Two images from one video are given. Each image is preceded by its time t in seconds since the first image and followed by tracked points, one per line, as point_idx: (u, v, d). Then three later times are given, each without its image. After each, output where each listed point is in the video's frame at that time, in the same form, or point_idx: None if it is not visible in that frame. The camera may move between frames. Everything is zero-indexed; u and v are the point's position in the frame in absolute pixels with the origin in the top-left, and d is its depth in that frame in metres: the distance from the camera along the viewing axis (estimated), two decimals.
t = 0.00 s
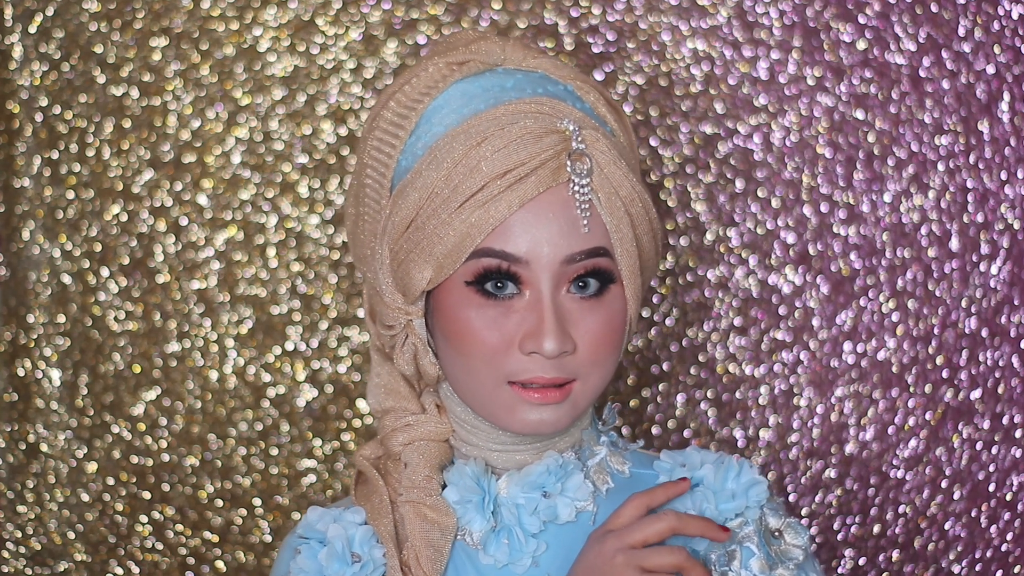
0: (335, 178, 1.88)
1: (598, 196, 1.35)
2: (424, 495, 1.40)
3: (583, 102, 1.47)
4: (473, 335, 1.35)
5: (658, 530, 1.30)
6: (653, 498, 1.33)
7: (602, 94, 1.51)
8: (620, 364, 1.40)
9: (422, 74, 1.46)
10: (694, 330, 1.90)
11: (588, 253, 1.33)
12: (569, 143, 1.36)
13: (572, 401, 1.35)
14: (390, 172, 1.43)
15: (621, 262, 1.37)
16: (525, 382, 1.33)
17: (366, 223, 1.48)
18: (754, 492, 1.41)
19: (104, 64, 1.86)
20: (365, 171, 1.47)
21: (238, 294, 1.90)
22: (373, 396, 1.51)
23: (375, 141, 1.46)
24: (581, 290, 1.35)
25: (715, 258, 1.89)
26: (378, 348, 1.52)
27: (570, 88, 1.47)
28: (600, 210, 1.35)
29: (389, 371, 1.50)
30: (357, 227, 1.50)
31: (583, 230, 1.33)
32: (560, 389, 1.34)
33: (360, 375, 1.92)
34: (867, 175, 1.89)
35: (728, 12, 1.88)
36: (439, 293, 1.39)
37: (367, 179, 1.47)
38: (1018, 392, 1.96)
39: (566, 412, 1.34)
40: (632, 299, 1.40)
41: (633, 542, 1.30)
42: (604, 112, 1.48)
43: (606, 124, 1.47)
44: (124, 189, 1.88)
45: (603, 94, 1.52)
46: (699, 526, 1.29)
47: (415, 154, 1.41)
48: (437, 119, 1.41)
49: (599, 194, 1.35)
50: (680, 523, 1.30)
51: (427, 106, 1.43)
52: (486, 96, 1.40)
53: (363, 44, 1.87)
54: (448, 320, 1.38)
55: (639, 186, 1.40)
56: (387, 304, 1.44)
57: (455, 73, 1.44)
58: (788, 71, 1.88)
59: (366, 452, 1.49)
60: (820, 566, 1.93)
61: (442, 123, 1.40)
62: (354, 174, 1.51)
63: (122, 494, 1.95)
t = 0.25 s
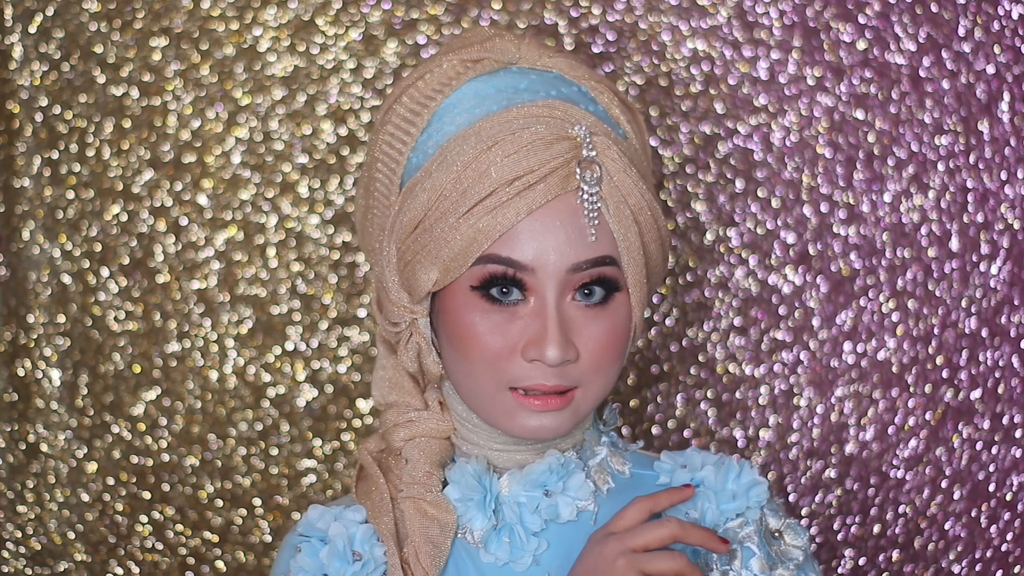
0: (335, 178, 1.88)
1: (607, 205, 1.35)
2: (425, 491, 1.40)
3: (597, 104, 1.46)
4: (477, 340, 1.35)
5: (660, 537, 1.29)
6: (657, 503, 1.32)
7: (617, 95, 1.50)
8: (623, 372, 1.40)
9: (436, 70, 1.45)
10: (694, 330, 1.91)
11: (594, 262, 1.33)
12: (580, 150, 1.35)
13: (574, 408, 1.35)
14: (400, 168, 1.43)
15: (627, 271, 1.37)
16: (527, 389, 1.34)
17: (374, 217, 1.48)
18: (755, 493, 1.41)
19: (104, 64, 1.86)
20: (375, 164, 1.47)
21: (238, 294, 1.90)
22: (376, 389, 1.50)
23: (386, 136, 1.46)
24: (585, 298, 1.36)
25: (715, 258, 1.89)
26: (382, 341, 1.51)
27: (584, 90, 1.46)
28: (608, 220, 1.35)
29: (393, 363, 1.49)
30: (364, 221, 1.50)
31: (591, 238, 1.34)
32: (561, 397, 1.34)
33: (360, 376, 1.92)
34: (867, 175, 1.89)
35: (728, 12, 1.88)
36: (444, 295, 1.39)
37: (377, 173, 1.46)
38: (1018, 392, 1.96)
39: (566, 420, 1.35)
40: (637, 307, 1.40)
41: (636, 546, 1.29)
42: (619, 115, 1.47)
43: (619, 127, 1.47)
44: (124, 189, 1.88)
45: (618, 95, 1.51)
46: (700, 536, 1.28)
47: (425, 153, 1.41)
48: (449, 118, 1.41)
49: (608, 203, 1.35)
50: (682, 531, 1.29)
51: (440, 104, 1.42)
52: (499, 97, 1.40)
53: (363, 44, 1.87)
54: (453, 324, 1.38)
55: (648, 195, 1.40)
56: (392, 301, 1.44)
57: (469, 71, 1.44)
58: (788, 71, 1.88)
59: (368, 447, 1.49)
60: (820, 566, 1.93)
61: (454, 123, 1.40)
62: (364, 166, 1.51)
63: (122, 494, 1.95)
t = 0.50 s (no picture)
0: (335, 178, 1.88)
1: (613, 208, 1.35)
2: (425, 490, 1.40)
3: (605, 106, 1.46)
4: (480, 340, 1.35)
5: (662, 542, 1.30)
6: (659, 505, 1.34)
7: (626, 96, 1.50)
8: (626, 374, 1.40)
9: (445, 68, 1.45)
10: (694, 331, 1.91)
11: (599, 265, 1.33)
12: (588, 153, 1.35)
13: (575, 410, 1.35)
14: (408, 166, 1.43)
15: (631, 274, 1.37)
16: (529, 389, 1.34)
17: (381, 214, 1.48)
18: (754, 494, 1.42)
19: (104, 64, 1.86)
20: (382, 161, 1.47)
21: (238, 294, 1.90)
22: (379, 385, 1.50)
23: (394, 133, 1.45)
24: (589, 300, 1.35)
25: (715, 258, 1.89)
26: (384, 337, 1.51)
27: (592, 91, 1.46)
28: (614, 223, 1.36)
29: (396, 360, 1.49)
30: (370, 217, 1.51)
31: (596, 241, 1.34)
32: (563, 398, 1.34)
33: (360, 376, 1.92)
34: (867, 175, 1.89)
35: (728, 12, 1.88)
36: (448, 294, 1.39)
37: (384, 170, 1.46)
38: (1018, 392, 1.96)
39: (567, 422, 1.35)
40: (641, 310, 1.40)
41: (638, 548, 1.30)
42: (627, 118, 1.47)
43: (627, 130, 1.47)
44: (124, 189, 1.88)
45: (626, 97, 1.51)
46: (700, 544, 1.30)
47: (432, 152, 1.41)
48: (457, 116, 1.41)
49: (614, 206, 1.36)
50: (684, 539, 1.30)
51: (449, 102, 1.42)
52: (508, 97, 1.40)
53: (363, 44, 1.87)
54: (456, 323, 1.38)
55: (654, 198, 1.40)
56: (396, 298, 1.44)
57: (479, 69, 1.43)
58: (788, 71, 1.88)
59: (368, 444, 1.49)
60: (820, 566, 1.93)
61: (462, 122, 1.40)
62: (371, 162, 1.50)
63: (122, 494, 1.95)
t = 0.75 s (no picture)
0: (335, 178, 1.88)
1: (618, 207, 1.35)
2: (426, 488, 1.40)
3: (614, 110, 1.47)
4: (482, 334, 1.35)
5: (664, 550, 1.31)
6: (665, 516, 1.34)
7: (635, 103, 1.51)
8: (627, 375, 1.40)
9: (457, 67, 1.46)
10: (694, 330, 1.91)
11: (602, 263, 1.33)
12: (595, 151, 1.35)
13: (574, 407, 1.35)
14: (416, 161, 1.43)
15: (635, 274, 1.37)
16: (528, 385, 1.34)
17: (388, 210, 1.48)
18: (755, 494, 1.41)
19: (104, 64, 1.86)
20: (391, 158, 1.47)
21: (238, 294, 1.90)
22: (381, 383, 1.50)
23: (403, 129, 1.46)
24: (592, 298, 1.35)
25: (715, 258, 1.89)
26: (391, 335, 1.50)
27: (602, 95, 1.47)
28: (619, 221, 1.35)
29: (399, 359, 1.49)
30: (378, 213, 1.51)
31: (601, 239, 1.34)
32: (562, 395, 1.34)
33: (360, 375, 1.92)
34: (867, 175, 1.89)
35: (728, 12, 1.88)
36: (452, 287, 1.39)
37: (392, 166, 1.47)
38: (1018, 392, 1.96)
39: (565, 419, 1.35)
40: (644, 311, 1.40)
41: (641, 552, 1.30)
42: (635, 122, 1.48)
43: (636, 134, 1.47)
44: (124, 189, 1.88)
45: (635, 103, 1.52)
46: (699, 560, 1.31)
47: (441, 148, 1.41)
48: (466, 114, 1.41)
49: (620, 204, 1.35)
50: (684, 552, 1.31)
51: (459, 100, 1.43)
52: (517, 96, 1.40)
53: (363, 44, 1.87)
54: (459, 317, 1.38)
55: (661, 200, 1.40)
56: (400, 292, 1.44)
57: (490, 69, 1.44)
58: (788, 71, 1.88)
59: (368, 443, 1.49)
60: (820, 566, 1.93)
61: (471, 119, 1.40)
62: (381, 159, 1.51)
63: (122, 494, 1.95)
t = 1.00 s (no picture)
0: (335, 178, 1.88)
1: (624, 203, 1.35)
2: (428, 488, 1.40)
3: (620, 112, 1.47)
4: (486, 326, 1.35)
5: (665, 552, 1.31)
6: (666, 519, 1.34)
7: (640, 109, 1.51)
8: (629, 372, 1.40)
9: (465, 66, 1.46)
10: (694, 330, 1.91)
11: (607, 257, 1.33)
12: (603, 147, 1.36)
13: (576, 402, 1.35)
14: (421, 158, 1.43)
15: (638, 271, 1.37)
16: (532, 377, 1.33)
17: (391, 208, 1.48)
18: (756, 493, 1.41)
19: (104, 64, 1.86)
20: (396, 156, 1.47)
21: (238, 294, 1.90)
22: (381, 386, 1.52)
23: (410, 127, 1.46)
24: (596, 293, 1.35)
25: (715, 258, 1.89)
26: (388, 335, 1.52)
27: (609, 98, 1.47)
28: (624, 217, 1.35)
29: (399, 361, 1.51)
30: (382, 211, 1.51)
31: (606, 233, 1.34)
32: (565, 389, 1.34)
33: (360, 376, 1.92)
34: (867, 175, 1.89)
35: (728, 12, 1.88)
36: (456, 280, 1.39)
37: (397, 164, 1.47)
38: (1018, 392, 1.96)
39: (567, 414, 1.35)
40: (647, 309, 1.40)
41: (642, 553, 1.31)
42: (641, 126, 1.48)
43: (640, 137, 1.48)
44: (124, 189, 1.88)
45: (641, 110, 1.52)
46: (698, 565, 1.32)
47: (447, 144, 1.41)
48: (474, 111, 1.41)
49: (625, 200, 1.36)
50: (684, 556, 1.32)
51: (466, 97, 1.43)
52: (525, 94, 1.41)
53: (363, 44, 1.87)
54: (463, 309, 1.38)
55: (666, 199, 1.40)
56: (404, 287, 1.44)
57: (498, 68, 1.44)
58: (788, 71, 1.88)
59: (368, 444, 1.49)
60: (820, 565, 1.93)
61: (478, 116, 1.40)
62: (385, 158, 1.51)
63: (122, 494, 1.95)
